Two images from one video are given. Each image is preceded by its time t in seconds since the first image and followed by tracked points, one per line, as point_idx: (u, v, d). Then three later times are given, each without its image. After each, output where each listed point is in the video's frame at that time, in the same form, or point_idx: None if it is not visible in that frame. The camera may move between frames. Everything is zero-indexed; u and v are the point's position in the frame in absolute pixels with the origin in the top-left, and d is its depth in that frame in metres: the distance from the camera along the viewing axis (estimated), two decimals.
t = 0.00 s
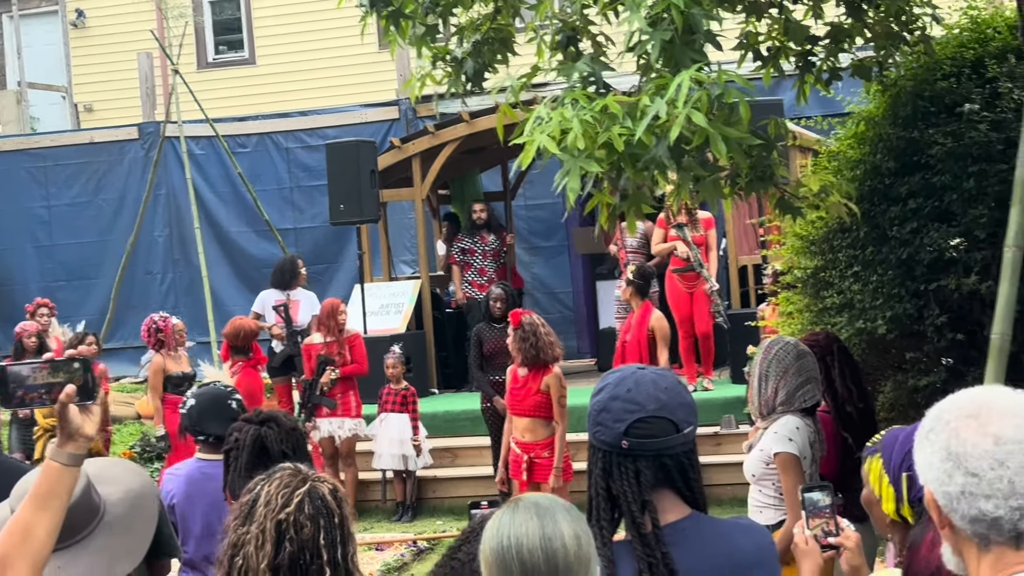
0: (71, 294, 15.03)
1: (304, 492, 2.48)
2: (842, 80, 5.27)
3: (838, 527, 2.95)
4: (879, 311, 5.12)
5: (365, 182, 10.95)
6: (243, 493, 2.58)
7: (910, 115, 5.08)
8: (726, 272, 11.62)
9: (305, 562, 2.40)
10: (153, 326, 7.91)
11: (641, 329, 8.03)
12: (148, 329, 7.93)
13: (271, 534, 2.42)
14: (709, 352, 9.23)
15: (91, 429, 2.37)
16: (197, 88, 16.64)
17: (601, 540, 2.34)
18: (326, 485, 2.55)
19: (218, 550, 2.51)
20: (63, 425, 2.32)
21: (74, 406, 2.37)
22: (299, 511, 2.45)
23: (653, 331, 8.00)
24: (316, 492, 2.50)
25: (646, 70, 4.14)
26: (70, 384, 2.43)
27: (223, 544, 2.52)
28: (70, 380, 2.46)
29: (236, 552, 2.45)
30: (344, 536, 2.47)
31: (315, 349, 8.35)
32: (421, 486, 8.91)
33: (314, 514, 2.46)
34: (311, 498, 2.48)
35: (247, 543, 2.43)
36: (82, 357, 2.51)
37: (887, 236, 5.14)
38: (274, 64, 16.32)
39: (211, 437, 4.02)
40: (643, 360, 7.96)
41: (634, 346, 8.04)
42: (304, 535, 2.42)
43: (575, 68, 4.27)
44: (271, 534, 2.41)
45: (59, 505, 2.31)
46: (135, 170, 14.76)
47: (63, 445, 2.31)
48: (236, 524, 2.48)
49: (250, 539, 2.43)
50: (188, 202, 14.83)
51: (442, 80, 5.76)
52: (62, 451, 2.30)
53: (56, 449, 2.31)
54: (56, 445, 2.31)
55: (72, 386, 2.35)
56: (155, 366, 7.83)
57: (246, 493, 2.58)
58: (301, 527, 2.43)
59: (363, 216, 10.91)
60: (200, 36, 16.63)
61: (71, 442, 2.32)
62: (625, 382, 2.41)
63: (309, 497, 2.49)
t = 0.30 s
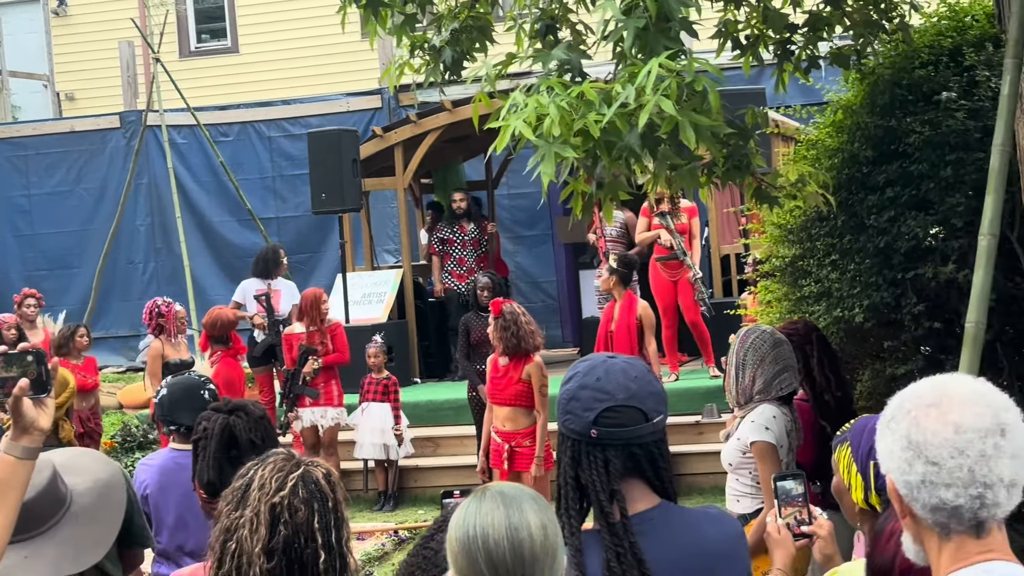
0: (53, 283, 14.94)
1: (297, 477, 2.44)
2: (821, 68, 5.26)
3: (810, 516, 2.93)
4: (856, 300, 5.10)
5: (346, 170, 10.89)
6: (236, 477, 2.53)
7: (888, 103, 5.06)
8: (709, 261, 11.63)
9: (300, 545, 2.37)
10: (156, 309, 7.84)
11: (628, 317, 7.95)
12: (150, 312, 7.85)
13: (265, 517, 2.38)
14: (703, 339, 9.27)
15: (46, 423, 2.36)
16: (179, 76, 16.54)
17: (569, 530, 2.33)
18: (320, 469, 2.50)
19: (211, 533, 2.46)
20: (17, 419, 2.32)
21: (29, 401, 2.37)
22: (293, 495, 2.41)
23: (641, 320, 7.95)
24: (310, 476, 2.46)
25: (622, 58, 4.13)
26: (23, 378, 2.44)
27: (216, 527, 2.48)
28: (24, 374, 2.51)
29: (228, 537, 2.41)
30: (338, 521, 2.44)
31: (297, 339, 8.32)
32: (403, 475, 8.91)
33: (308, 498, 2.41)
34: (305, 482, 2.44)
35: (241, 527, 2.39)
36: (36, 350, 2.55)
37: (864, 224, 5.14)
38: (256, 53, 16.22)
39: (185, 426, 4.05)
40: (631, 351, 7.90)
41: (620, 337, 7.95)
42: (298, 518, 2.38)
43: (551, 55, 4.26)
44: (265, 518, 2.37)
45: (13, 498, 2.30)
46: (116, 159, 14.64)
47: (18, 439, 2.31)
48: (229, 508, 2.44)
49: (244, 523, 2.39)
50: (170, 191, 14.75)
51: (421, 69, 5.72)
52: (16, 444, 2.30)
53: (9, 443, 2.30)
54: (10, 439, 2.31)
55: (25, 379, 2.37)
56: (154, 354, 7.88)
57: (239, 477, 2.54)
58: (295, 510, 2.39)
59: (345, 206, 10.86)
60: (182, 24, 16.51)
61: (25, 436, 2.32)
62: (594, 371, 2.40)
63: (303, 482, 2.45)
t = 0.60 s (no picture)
0: (41, 274, 14.87)
1: (289, 466, 2.41)
2: (806, 58, 5.25)
3: (791, 505, 2.88)
4: (841, 290, 5.08)
5: (334, 161, 10.86)
6: (226, 467, 2.50)
7: (872, 93, 5.07)
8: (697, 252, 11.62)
9: (291, 535, 2.34)
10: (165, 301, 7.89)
11: (619, 306, 7.92)
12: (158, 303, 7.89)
13: (256, 507, 2.34)
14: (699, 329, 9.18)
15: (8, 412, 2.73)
16: (167, 66, 16.46)
17: (546, 519, 2.30)
18: (312, 459, 2.48)
19: (200, 523, 2.43)
20: None
21: None
22: (285, 484, 2.38)
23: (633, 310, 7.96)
24: (301, 466, 2.42)
25: (606, 47, 4.11)
26: None
27: (204, 517, 2.44)
28: None
29: (218, 527, 2.37)
30: (329, 510, 2.41)
31: (282, 329, 8.27)
32: (390, 466, 8.91)
33: (299, 488, 2.38)
34: (296, 471, 2.41)
35: (231, 517, 2.35)
36: None
37: (849, 214, 5.13)
38: (245, 43, 16.15)
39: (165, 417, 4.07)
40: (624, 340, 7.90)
41: (613, 326, 7.93)
42: (289, 508, 2.35)
43: (534, 44, 4.25)
44: (255, 507, 2.34)
45: None
46: (105, 149, 14.58)
47: None
48: (218, 499, 2.40)
49: (234, 512, 2.36)
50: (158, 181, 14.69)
51: (406, 60, 5.68)
52: None
53: None
54: None
55: None
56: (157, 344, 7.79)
57: (229, 468, 2.51)
58: (286, 500, 2.36)
59: (332, 196, 10.82)
60: (171, 14, 16.43)
61: None
62: (573, 360, 2.37)
63: (294, 471, 2.41)
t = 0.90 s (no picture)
0: (36, 265, 14.84)
1: (283, 456, 2.39)
2: (800, 49, 5.25)
3: (779, 498, 2.84)
4: (832, 281, 5.07)
5: (329, 151, 10.83)
6: (220, 456, 2.48)
7: (866, 84, 5.06)
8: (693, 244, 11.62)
9: (284, 526, 2.32)
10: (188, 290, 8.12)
11: (613, 297, 7.90)
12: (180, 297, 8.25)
13: (250, 496, 2.32)
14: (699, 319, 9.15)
15: None
16: (162, 57, 16.41)
17: (531, 509, 2.26)
18: (306, 449, 2.46)
19: (192, 513, 2.41)
20: None
21: None
22: (279, 474, 2.35)
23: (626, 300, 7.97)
24: (295, 457, 2.40)
25: (598, 37, 4.10)
26: None
27: (197, 507, 2.42)
28: None
29: (211, 516, 2.35)
30: (322, 500, 2.38)
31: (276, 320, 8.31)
32: (384, 458, 8.91)
33: (293, 479, 2.36)
34: (291, 462, 2.39)
35: (224, 506, 2.33)
36: None
37: (842, 206, 5.12)
38: (241, 33, 16.10)
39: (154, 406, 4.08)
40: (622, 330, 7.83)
41: (611, 317, 7.87)
42: (282, 499, 2.33)
43: (526, 35, 4.23)
44: (249, 497, 2.32)
45: None
46: (100, 140, 14.54)
47: None
48: (211, 488, 2.38)
49: (226, 502, 2.34)
50: (153, 172, 14.66)
51: (400, 50, 5.67)
52: None
53: None
54: None
55: None
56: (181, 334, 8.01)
57: (222, 458, 2.48)
58: (280, 490, 2.33)
59: (328, 187, 10.81)
60: (166, 4, 16.38)
61: None
62: (561, 350, 2.32)
63: (288, 462, 2.39)
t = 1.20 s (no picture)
0: (43, 259, 14.86)
1: (292, 451, 2.39)
2: (806, 43, 5.23)
3: (784, 493, 2.82)
4: (838, 276, 5.06)
5: (335, 145, 10.83)
6: (228, 450, 2.49)
7: (873, 78, 5.04)
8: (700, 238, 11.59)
9: (292, 520, 2.32)
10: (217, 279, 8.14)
11: (614, 293, 7.87)
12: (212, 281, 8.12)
13: (259, 490, 2.32)
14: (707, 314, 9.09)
15: None
16: (168, 51, 16.42)
17: (536, 503, 2.25)
18: (315, 444, 2.46)
19: (201, 506, 2.40)
20: None
21: None
22: (288, 469, 2.36)
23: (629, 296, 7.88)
24: (304, 451, 2.41)
25: (603, 30, 4.08)
26: None
27: (205, 501, 2.42)
28: None
29: (220, 509, 2.35)
30: (332, 496, 2.39)
31: (282, 314, 8.30)
32: (389, 452, 8.91)
33: (303, 473, 2.36)
34: (300, 456, 2.39)
35: (233, 500, 2.34)
36: None
37: (848, 200, 5.10)
38: (247, 28, 16.09)
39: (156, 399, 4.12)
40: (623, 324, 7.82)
41: (612, 311, 7.87)
42: (292, 493, 2.33)
43: (531, 28, 4.22)
44: (258, 491, 2.32)
45: None
46: (106, 134, 14.56)
47: None
48: (219, 481, 2.38)
49: (235, 496, 2.34)
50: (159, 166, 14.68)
51: (403, 42, 5.65)
52: None
53: None
54: None
55: None
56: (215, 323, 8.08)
57: (231, 451, 2.49)
58: (289, 485, 2.34)
59: (333, 180, 10.80)
60: None
61: None
62: (564, 345, 2.32)
63: (297, 456, 2.39)
